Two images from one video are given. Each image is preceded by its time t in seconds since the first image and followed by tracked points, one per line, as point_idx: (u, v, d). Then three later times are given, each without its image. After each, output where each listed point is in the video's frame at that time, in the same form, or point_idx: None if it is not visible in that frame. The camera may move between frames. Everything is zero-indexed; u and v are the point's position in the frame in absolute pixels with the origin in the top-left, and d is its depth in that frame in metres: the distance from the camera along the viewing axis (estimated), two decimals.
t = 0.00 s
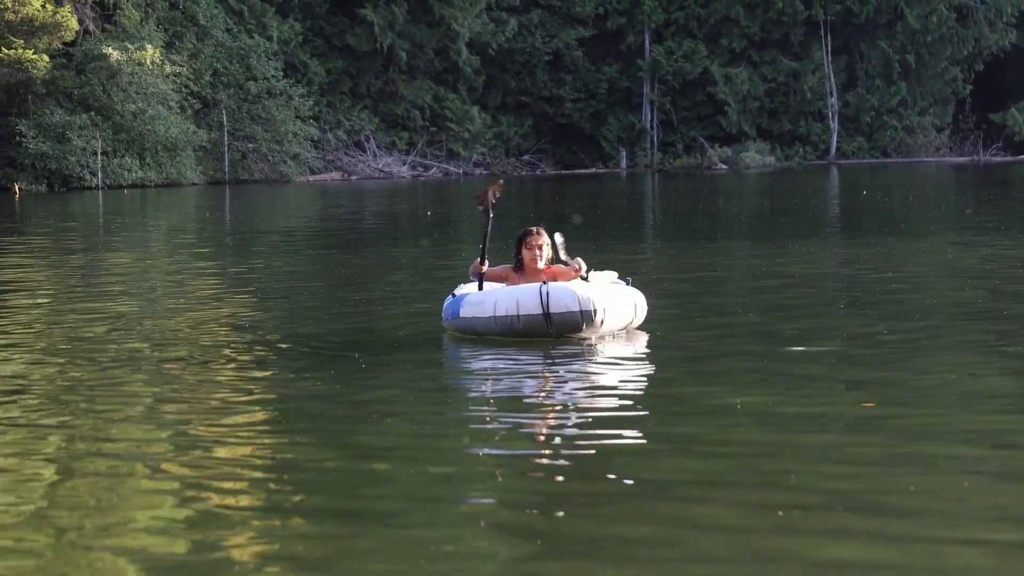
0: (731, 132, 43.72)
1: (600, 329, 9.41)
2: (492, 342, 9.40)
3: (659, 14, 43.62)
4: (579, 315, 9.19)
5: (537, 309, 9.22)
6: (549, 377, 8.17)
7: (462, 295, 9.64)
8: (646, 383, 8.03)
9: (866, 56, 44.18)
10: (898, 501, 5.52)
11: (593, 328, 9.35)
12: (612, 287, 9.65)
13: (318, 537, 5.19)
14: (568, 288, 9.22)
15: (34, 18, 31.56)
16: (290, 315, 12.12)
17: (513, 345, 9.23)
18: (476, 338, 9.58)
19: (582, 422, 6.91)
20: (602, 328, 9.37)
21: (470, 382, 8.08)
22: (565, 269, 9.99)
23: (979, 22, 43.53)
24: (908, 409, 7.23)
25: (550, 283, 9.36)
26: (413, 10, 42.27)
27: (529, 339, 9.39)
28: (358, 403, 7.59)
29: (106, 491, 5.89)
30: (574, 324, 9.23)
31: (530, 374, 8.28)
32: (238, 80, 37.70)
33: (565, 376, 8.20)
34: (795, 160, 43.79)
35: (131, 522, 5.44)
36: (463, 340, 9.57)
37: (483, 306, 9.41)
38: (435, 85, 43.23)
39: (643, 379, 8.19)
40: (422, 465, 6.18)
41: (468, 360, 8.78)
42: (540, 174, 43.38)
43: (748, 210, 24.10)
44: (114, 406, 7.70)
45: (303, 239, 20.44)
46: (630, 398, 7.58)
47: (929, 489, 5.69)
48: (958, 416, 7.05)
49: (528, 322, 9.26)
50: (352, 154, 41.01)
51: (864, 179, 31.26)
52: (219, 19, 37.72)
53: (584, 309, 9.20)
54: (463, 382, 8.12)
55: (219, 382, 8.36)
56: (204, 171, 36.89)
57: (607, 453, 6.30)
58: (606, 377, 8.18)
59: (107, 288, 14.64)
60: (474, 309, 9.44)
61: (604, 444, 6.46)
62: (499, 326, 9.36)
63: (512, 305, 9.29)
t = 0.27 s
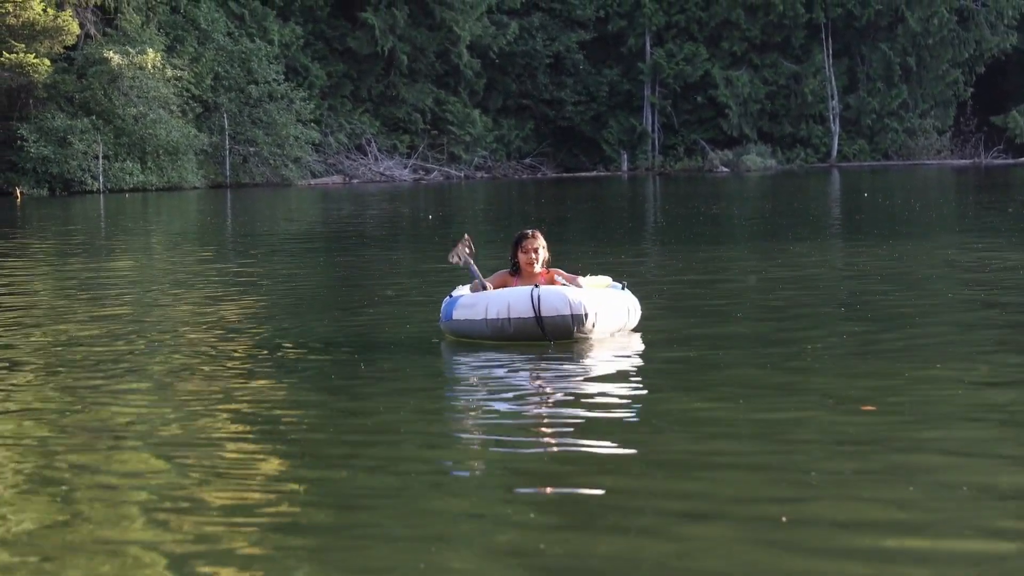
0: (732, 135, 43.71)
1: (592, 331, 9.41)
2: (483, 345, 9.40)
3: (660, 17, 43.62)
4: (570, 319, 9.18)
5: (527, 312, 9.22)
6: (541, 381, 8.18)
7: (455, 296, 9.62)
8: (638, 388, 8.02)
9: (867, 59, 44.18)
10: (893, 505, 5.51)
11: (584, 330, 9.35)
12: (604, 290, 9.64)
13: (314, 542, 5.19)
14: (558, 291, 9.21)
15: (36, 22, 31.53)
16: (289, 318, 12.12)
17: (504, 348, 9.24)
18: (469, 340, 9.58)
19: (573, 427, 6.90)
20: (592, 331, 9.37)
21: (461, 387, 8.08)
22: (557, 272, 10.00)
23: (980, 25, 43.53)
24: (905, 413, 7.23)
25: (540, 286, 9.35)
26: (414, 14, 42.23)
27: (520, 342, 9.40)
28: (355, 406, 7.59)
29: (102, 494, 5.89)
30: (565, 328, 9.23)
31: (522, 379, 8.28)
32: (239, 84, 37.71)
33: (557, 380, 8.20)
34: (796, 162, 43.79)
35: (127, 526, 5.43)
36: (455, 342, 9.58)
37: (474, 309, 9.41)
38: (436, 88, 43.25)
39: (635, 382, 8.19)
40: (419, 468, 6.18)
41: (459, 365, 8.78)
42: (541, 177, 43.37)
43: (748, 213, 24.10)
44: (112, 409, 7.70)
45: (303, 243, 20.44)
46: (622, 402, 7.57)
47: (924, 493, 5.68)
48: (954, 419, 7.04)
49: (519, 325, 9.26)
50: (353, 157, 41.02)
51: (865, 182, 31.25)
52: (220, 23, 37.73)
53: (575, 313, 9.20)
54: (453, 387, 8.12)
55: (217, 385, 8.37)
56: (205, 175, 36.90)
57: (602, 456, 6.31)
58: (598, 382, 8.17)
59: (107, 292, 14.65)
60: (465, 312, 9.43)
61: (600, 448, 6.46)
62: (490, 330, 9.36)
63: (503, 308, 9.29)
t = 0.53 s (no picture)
0: (734, 138, 43.73)
1: (584, 337, 9.40)
2: (476, 350, 9.39)
3: (661, 20, 43.67)
4: (561, 323, 9.17)
5: (520, 317, 9.21)
6: (534, 384, 8.17)
7: (450, 300, 9.63)
8: (632, 389, 8.01)
9: (868, 61, 44.21)
10: (896, 509, 5.47)
11: (577, 335, 9.34)
12: (599, 295, 9.63)
13: (312, 548, 5.16)
14: (551, 296, 9.20)
15: (37, 27, 31.56)
16: (289, 323, 12.11)
17: (497, 352, 9.23)
18: (463, 343, 9.57)
19: (569, 430, 6.88)
20: (585, 335, 9.35)
21: (456, 389, 8.07)
22: (552, 280, 9.98)
23: (981, 27, 43.55)
24: (904, 415, 7.21)
25: (534, 290, 9.33)
26: (415, 18, 42.24)
27: (512, 346, 9.38)
28: (355, 411, 7.56)
29: (101, 501, 5.86)
30: (556, 332, 9.21)
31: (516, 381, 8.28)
32: (241, 88, 37.75)
33: (551, 383, 8.20)
34: (798, 165, 43.81)
35: (125, 532, 5.40)
36: (449, 345, 9.58)
37: (467, 312, 9.40)
38: (437, 92, 43.27)
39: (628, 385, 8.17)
40: (418, 473, 6.14)
41: (450, 368, 8.78)
42: (543, 180, 43.40)
43: (750, 215, 24.11)
44: (111, 414, 7.68)
45: (305, 246, 20.45)
46: (616, 404, 7.56)
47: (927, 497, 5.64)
48: (956, 421, 7.00)
49: (511, 329, 9.25)
50: (354, 161, 41.04)
51: (867, 184, 31.29)
52: (222, 27, 37.74)
53: (566, 317, 9.18)
54: (448, 389, 8.11)
55: (216, 390, 8.37)
56: (207, 179, 36.93)
57: (601, 459, 6.29)
58: (592, 383, 8.16)
59: (108, 296, 14.63)
60: (459, 314, 9.43)
61: (601, 453, 6.42)
62: (483, 333, 9.35)
63: (496, 312, 9.28)
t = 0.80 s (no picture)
0: (736, 144, 43.71)
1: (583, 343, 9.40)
2: (474, 357, 9.39)
3: (663, 27, 43.77)
4: (559, 329, 9.15)
5: (518, 323, 9.20)
6: (531, 391, 8.16)
7: (448, 307, 9.63)
8: (629, 396, 8.01)
9: (871, 68, 44.23)
10: (900, 515, 5.47)
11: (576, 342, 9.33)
12: (597, 301, 9.63)
13: (316, 554, 5.15)
14: (549, 302, 9.19)
15: (40, 33, 31.60)
16: (292, 329, 12.14)
17: (496, 360, 9.22)
18: (461, 351, 9.55)
19: (569, 437, 6.88)
20: (584, 342, 9.33)
21: (454, 397, 8.06)
22: (551, 287, 9.98)
23: (984, 34, 43.47)
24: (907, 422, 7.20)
25: (531, 297, 9.33)
26: (417, 25, 42.30)
27: (511, 353, 9.38)
28: (358, 416, 7.57)
29: (104, 506, 5.86)
30: (554, 338, 9.19)
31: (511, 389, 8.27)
32: (243, 94, 37.77)
33: (546, 390, 8.19)
34: (801, 172, 43.76)
35: (129, 538, 5.40)
36: (448, 353, 9.56)
37: (466, 319, 9.39)
38: (440, 98, 43.29)
39: (625, 391, 8.18)
40: (422, 479, 6.15)
41: (446, 375, 8.79)
42: (545, 187, 43.41)
43: (753, 222, 24.10)
44: (114, 420, 7.69)
45: (307, 253, 20.46)
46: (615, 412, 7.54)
47: (930, 503, 5.63)
48: (960, 428, 6.99)
49: (510, 336, 9.24)
50: (357, 167, 41.06)
51: (870, 190, 31.29)
52: (224, 34, 37.77)
53: (564, 323, 9.16)
54: (446, 397, 8.10)
55: (220, 395, 8.38)
56: (209, 186, 36.94)
57: (603, 465, 6.29)
58: (588, 390, 8.16)
59: (112, 302, 14.65)
60: (457, 322, 9.42)
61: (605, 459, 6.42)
62: (481, 340, 9.34)
63: (494, 319, 9.27)
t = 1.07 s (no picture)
0: (739, 153, 43.69)
1: (582, 350, 9.38)
2: (473, 363, 9.36)
3: (666, 35, 43.88)
4: (559, 336, 9.15)
5: (517, 330, 9.18)
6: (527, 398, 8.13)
7: (447, 313, 9.61)
8: (627, 403, 7.97)
9: (874, 77, 44.25)
10: (901, 524, 5.42)
11: (576, 348, 9.31)
12: (595, 308, 9.62)
13: (311, 560, 5.11)
14: (548, 308, 9.18)
15: (43, 40, 31.66)
16: (295, 336, 12.12)
17: (496, 367, 9.20)
18: (461, 358, 9.53)
19: (566, 444, 6.83)
20: (583, 349, 9.33)
21: (454, 404, 8.03)
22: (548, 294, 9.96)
23: (987, 42, 43.43)
24: (913, 429, 7.17)
25: (530, 304, 9.31)
26: (420, 32, 42.37)
27: (510, 360, 9.36)
28: (362, 422, 7.55)
29: (100, 511, 5.82)
30: (555, 346, 9.19)
31: (508, 396, 8.23)
32: (246, 102, 37.80)
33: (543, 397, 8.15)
34: (804, 180, 43.72)
35: (124, 542, 5.36)
36: (447, 360, 9.54)
37: (465, 326, 9.37)
38: (443, 106, 43.31)
39: (624, 398, 8.15)
40: (419, 484, 6.10)
41: (449, 382, 8.76)
42: (548, 194, 43.41)
43: (754, 230, 24.09)
44: (112, 426, 7.65)
45: (309, 260, 20.46)
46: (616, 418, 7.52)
47: (932, 513, 5.57)
48: (963, 437, 6.94)
49: (509, 343, 9.23)
50: (360, 175, 41.08)
51: (872, 199, 31.26)
52: (227, 41, 37.83)
53: (565, 330, 9.16)
54: (446, 403, 8.08)
55: (223, 401, 8.36)
56: (212, 193, 36.95)
57: (609, 471, 6.27)
58: (586, 397, 8.12)
59: (113, 309, 14.62)
60: (457, 329, 9.40)
61: (605, 465, 6.37)
62: (481, 347, 9.32)
63: (493, 326, 9.26)
